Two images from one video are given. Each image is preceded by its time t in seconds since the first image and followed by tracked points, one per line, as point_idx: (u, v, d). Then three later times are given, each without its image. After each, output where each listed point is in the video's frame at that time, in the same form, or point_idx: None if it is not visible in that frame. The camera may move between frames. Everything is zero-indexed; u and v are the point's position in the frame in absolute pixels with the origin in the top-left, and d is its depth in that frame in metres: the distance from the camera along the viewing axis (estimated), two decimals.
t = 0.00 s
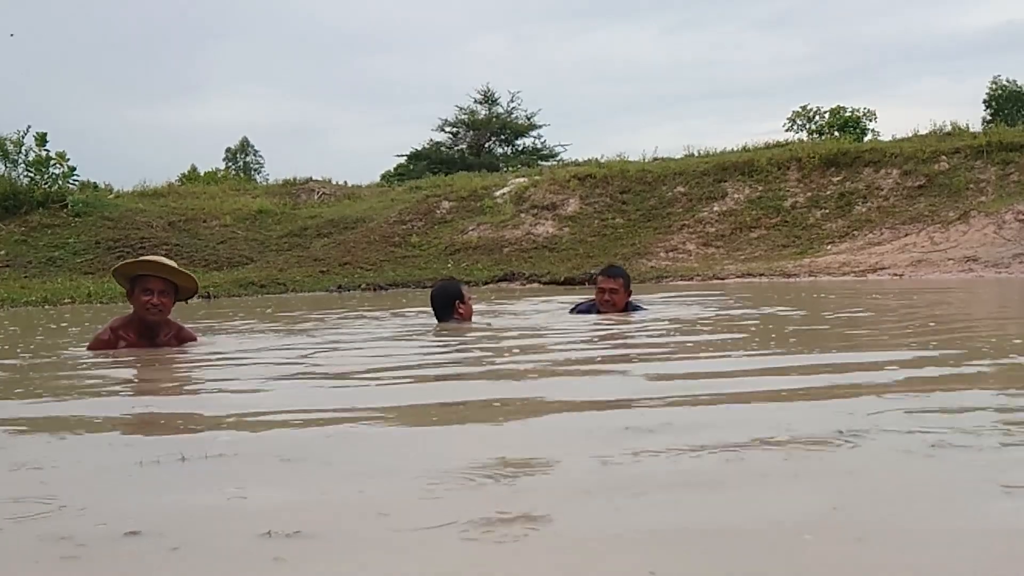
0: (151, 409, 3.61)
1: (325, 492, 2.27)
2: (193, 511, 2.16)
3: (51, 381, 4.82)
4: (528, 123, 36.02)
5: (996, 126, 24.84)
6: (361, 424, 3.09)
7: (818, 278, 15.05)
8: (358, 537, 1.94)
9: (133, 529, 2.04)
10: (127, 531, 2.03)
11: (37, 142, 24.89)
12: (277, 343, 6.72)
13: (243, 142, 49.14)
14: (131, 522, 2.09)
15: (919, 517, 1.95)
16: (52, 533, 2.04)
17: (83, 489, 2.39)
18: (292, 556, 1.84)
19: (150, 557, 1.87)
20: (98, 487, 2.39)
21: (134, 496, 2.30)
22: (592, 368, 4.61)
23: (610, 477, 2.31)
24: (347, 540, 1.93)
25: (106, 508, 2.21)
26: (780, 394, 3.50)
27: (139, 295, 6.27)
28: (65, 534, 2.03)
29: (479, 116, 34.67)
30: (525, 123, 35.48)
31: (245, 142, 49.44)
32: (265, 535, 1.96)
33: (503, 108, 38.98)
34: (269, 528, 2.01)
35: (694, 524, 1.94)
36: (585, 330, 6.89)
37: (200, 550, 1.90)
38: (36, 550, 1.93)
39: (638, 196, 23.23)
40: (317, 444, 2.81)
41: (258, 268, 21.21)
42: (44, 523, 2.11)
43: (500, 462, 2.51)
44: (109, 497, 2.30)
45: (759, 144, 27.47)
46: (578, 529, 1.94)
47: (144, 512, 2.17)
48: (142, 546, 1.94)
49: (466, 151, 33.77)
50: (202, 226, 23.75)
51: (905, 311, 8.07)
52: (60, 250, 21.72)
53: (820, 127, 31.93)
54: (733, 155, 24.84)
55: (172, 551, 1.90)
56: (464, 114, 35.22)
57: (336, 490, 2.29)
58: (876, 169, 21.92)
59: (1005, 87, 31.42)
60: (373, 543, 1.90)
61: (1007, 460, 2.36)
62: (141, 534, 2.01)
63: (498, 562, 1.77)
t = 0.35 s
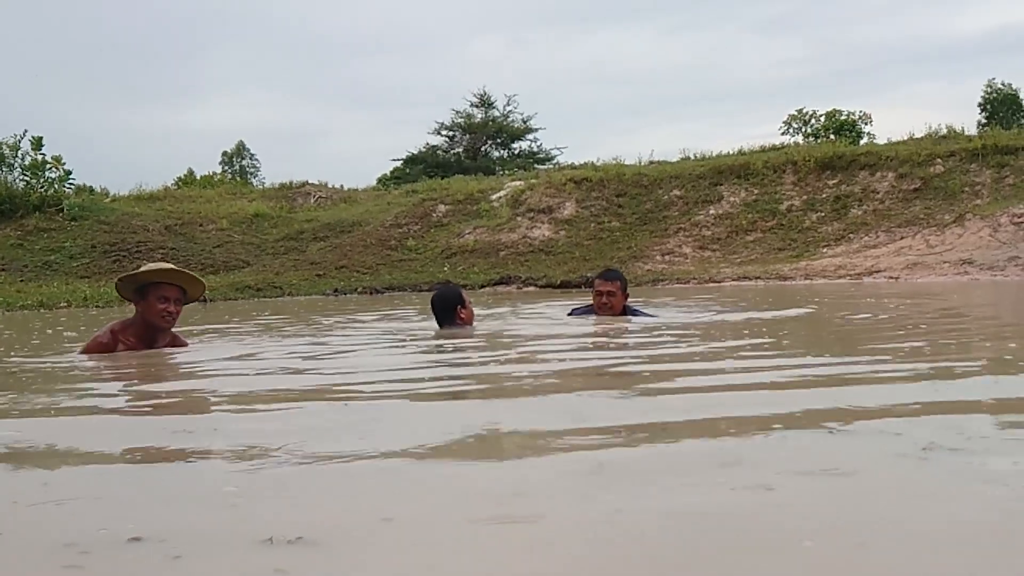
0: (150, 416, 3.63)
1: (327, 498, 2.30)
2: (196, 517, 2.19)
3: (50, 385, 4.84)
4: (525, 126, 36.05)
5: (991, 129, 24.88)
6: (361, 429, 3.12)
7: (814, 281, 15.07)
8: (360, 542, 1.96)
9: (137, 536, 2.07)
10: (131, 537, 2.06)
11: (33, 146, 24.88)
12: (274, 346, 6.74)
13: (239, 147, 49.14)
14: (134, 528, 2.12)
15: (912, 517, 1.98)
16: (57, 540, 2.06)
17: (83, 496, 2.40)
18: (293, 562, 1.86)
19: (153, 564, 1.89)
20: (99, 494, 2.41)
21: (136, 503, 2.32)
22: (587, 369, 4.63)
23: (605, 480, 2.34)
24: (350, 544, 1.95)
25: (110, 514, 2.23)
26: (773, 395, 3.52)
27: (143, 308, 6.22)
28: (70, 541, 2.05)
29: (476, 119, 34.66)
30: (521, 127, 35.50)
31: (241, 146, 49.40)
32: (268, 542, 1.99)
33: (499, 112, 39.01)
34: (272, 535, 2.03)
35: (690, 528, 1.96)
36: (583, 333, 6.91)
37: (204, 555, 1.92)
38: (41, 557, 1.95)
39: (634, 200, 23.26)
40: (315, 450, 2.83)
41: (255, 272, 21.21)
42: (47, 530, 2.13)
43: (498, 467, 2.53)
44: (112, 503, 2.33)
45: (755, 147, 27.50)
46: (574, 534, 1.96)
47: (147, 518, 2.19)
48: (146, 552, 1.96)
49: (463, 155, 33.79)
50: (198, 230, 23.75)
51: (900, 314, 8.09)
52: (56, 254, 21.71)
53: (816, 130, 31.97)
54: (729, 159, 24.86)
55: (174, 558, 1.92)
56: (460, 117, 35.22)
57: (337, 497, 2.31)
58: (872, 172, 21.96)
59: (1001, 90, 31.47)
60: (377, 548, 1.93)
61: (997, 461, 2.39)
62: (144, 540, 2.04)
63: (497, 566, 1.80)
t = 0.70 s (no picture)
0: (155, 421, 3.66)
1: (331, 500, 2.31)
2: (200, 519, 2.19)
3: (54, 389, 4.86)
4: (523, 130, 36.07)
5: (988, 133, 24.91)
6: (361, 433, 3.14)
7: (812, 285, 15.11)
8: (366, 545, 1.97)
9: (143, 537, 2.07)
10: (138, 538, 2.07)
11: (31, 149, 24.88)
12: (275, 351, 6.76)
13: (238, 150, 49.15)
14: (139, 529, 2.12)
15: (913, 519, 2.00)
16: (64, 540, 2.07)
17: (83, 499, 2.41)
18: (300, 562, 1.88)
19: (163, 562, 1.91)
20: (105, 496, 2.43)
21: (139, 505, 2.33)
22: (589, 375, 4.67)
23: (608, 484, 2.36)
24: (358, 545, 1.97)
25: (115, 517, 2.24)
26: (773, 402, 3.55)
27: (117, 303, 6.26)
28: (78, 542, 2.06)
29: (474, 123, 34.70)
30: (519, 130, 35.52)
31: (239, 150, 49.39)
32: (275, 541, 2.01)
33: (498, 115, 39.04)
34: (278, 535, 2.05)
35: (692, 529, 1.98)
36: (583, 338, 6.93)
37: (212, 557, 1.93)
38: (47, 559, 1.96)
39: (633, 203, 23.29)
40: (315, 453, 2.84)
41: (253, 275, 21.21)
42: (51, 531, 2.14)
43: (499, 469, 2.55)
44: (115, 506, 2.33)
45: (753, 151, 27.52)
46: (577, 534, 1.98)
47: (151, 519, 2.20)
48: (154, 553, 1.97)
49: (461, 159, 33.81)
50: (196, 233, 23.75)
51: (898, 319, 8.13)
52: (54, 257, 21.72)
53: (814, 134, 32.00)
54: (727, 163, 24.90)
55: (183, 557, 1.93)
56: (458, 121, 35.25)
57: (342, 499, 2.32)
58: (869, 177, 21.99)
59: (998, 95, 31.53)
60: (383, 549, 1.94)
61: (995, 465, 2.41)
62: (151, 541, 2.04)
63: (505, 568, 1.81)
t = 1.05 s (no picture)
0: (157, 425, 3.66)
1: (338, 505, 2.33)
2: (209, 525, 2.21)
3: (55, 394, 4.86)
4: (522, 134, 36.07)
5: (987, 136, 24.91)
6: (366, 438, 3.15)
7: (811, 289, 15.11)
8: (377, 550, 1.99)
9: (153, 545, 2.08)
10: (146, 547, 2.08)
11: (30, 154, 24.88)
12: (275, 356, 6.76)
13: (237, 154, 49.16)
14: (147, 538, 2.13)
15: (912, 523, 2.02)
16: (77, 549, 2.08)
17: (92, 506, 2.42)
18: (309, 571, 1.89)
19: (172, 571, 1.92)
20: (111, 504, 2.43)
21: (147, 512, 2.34)
22: (590, 380, 4.67)
23: (613, 488, 2.38)
24: (367, 552, 1.98)
25: (126, 524, 2.25)
26: (774, 408, 3.56)
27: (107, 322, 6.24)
28: (89, 550, 2.07)
29: (473, 127, 34.70)
30: (518, 134, 35.52)
31: (239, 154, 49.39)
32: (283, 550, 2.02)
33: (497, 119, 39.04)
34: (286, 543, 2.06)
35: (698, 535, 2.00)
36: (584, 342, 6.94)
37: (223, 564, 1.95)
38: (60, 568, 1.97)
39: (632, 207, 23.28)
40: (318, 458, 2.86)
41: (252, 280, 21.20)
42: (64, 539, 2.15)
43: (502, 475, 2.56)
44: (124, 513, 2.35)
45: (752, 154, 27.52)
46: (584, 540, 1.99)
47: (158, 528, 2.20)
48: (164, 561, 1.98)
49: (460, 163, 33.82)
50: (195, 237, 23.74)
51: (898, 321, 8.14)
52: (53, 262, 21.71)
53: (813, 138, 32.00)
54: (726, 166, 24.90)
55: (192, 565, 1.94)
56: (457, 124, 35.25)
57: (349, 504, 2.34)
58: (868, 180, 22.00)
59: (997, 98, 31.55)
60: (393, 555, 1.96)
61: (990, 467, 2.44)
62: (161, 549, 2.05)
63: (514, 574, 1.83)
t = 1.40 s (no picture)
0: (159, 428, 3.67)
1: (344, 504, 2.35)
2: (216, 522, 2.23)
3: (57, 395, 4.87)
4: (521, 135, 36.07)
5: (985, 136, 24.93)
6: (366, 442, 3.17)
7: (811, 289, 15.11)
8: (385, 548, 2.01)
9: (162, 541, 2.10)
10: (156, 544, 2.09)
11: (30, 156, 24.89)
12: (276, 357, 6.77)
13: (237, 156, 49.16)
14: (156, 535, 2.14)
15: (911, 530, 2.04)
16: (86, 545, 2.10)
17: (97, 506, 2.44)
18: (320, 568, 1.90)
19: (186, 568, 1.93)
20: (116, 504, 2.44)
21: (156, 511, 2.36)
22: (591, 380, 4.68)
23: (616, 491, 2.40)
24: (375, 550, 2.00)
25: (134, 521, 2.28)
26: (776, 408, 3.58)
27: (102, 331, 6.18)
28: (98, 547, 2.09)
29: (472, 128, 34.72)
30: (518, 135, 35.53)
31: (239, 155, 49.36)
32: (291, 546, 2.03)
33: (496, 120, 39.04)
34: (294, 539, 2.08)
35: (705, 538, 2.02)
36: (585, 342, 6.95)
37: (232, 560, 1.97)
38: (70, 563, 1.99)
39: (631, 208, 23.30)
40: (320, 461, 2.88)
41: (251, 281, 21.21)
42: (74, 536, 2.18)
43: (505, 477, 2.58)
44: (133, 511, 2.37)
45: (751, 154, 27.53)
46: (592, 541, 2.01)
47: (166, 526, 2.22)
48: (172, 557, 2.01)
49: (460, 163, 33.82)
50: (195, 239, 23.75)
51: (898, 321, 8.15)
52: (53, 264, 21.70)
53: (812, 138, 32.01)
54: (725, 166, 24.93)
55: (204, 563, 1.96)
56: (456, 125, 35.26)
57: (354, 503, 2.36)
58: (868, 180, 22.02)
59: (996, 97, 31.58)
60: (400, 553, 1.98)
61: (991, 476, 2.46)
62: (169, 546, 2.07)
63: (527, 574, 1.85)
